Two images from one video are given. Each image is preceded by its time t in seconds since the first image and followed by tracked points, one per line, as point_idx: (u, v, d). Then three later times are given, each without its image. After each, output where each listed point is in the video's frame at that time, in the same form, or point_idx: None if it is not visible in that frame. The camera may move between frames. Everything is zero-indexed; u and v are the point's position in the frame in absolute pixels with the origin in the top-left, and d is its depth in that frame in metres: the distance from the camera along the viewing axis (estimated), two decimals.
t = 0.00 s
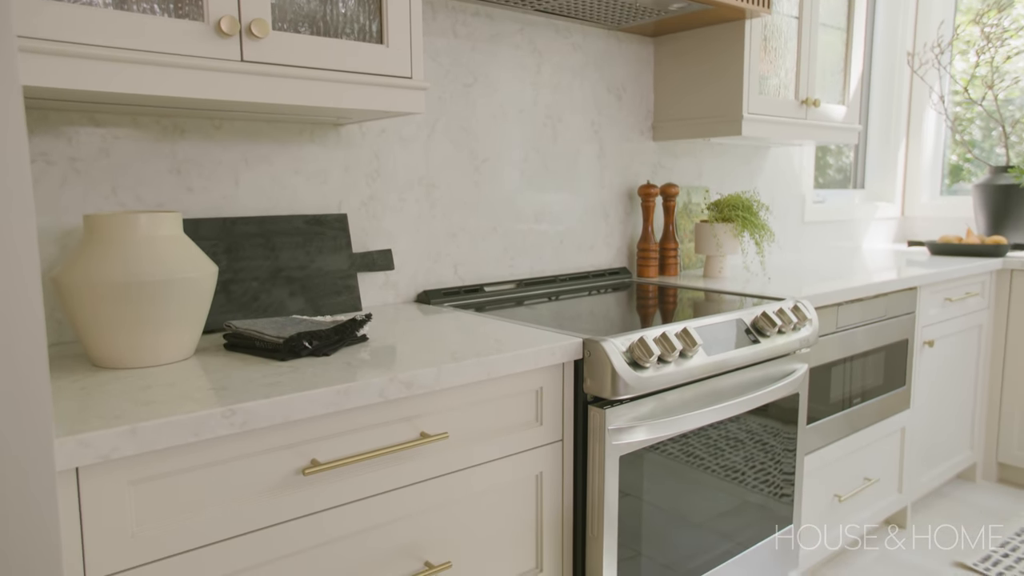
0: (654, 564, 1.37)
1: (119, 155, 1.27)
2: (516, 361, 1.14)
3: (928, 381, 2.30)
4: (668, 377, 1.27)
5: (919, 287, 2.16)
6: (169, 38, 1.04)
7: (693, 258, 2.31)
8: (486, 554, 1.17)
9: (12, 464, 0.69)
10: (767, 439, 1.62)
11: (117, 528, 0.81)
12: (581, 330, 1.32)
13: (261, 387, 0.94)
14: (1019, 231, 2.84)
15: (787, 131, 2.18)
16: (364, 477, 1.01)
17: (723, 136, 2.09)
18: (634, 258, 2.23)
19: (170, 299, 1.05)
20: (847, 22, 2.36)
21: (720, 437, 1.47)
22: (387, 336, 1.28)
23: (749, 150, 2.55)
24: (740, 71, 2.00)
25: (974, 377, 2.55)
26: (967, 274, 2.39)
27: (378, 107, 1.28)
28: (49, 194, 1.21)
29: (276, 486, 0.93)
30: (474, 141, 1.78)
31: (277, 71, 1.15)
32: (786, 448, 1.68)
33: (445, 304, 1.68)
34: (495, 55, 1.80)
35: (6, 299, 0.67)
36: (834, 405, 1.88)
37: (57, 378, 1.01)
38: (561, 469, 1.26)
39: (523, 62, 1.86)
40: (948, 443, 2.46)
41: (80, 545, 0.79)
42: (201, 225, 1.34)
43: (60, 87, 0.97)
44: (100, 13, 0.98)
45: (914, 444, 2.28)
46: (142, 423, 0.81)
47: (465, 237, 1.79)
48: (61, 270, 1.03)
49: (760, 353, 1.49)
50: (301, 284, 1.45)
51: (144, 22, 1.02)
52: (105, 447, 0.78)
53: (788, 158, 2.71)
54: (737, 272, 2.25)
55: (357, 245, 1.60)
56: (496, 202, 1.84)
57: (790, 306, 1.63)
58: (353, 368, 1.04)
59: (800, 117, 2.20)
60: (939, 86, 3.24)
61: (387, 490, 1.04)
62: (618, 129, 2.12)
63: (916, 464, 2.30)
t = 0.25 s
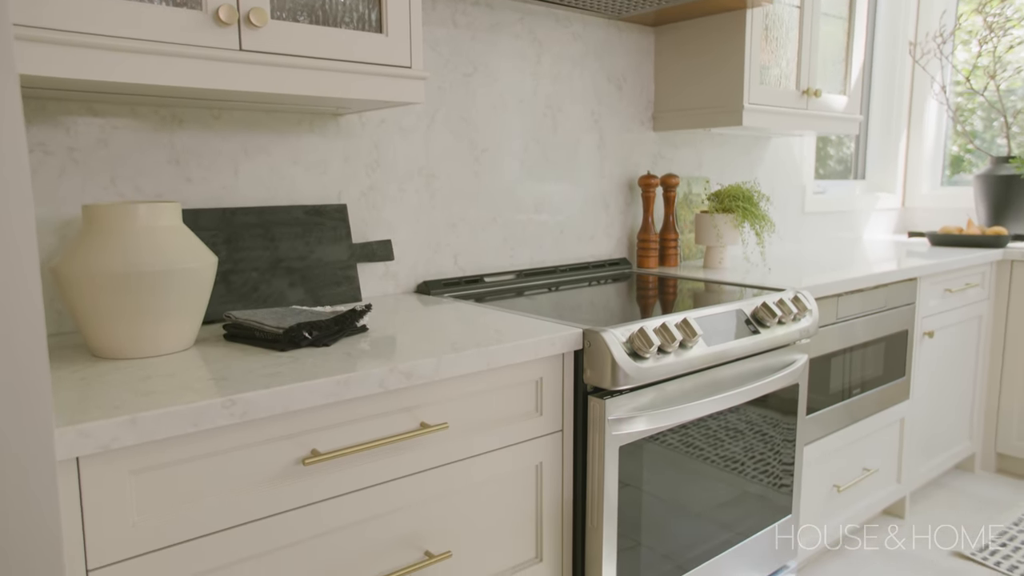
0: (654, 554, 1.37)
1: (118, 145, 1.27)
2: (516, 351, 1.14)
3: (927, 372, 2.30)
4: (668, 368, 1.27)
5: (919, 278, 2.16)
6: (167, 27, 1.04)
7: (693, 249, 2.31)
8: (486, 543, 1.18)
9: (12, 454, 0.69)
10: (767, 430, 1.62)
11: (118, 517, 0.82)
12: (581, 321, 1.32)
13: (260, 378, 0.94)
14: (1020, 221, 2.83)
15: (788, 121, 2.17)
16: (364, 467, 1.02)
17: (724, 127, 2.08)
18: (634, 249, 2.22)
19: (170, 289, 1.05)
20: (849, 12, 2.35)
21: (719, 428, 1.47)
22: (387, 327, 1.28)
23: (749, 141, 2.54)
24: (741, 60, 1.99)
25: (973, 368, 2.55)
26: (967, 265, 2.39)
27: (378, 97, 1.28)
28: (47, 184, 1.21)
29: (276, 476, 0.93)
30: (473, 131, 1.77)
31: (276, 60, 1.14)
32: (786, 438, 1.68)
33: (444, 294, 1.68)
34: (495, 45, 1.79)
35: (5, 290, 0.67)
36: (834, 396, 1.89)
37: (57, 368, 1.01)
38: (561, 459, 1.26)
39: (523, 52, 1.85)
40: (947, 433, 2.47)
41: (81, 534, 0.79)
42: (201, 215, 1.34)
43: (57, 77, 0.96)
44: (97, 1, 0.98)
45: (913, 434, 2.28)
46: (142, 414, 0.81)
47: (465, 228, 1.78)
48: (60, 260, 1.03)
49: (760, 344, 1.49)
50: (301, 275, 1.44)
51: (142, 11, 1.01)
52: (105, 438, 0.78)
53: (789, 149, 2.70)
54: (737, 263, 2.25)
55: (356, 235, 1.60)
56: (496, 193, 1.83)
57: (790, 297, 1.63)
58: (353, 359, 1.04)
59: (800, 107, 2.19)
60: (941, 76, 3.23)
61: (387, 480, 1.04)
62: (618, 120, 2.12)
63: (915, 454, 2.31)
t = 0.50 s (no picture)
0: (654, 544, 1.38)
1: (116, 135, 1.26)
2: (516, 342, 1.14)
3: (927, 363, 2.30)
4: (668, 359, 1.27)
5: (919, 268, 2.16)
6: (165, 16, 1.03)
7: (693, 239, 2.31)
8: (486, 533, 1.18)
9: (13, 444, 0.69)
10: (766, 420, 1.62)
11: (118, 507, 0.82)
12: (581, 312, 1.32)
13: (260, 368, 0.94)
14: (1020, 212, 2.83)
15: (789, 111, 2.16)
16: (364, 457, 1.02)
17: (724, 117, 2.07)
18: (634, 239, 2.22)
19: (169, 280, 1.05)
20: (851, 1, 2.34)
21: (719, 418, 1.48)
22: (387, 317, 1.28)
23: (750, 131, 2.53)
24: (742, 50, 1.98)
25: (973, 359, 2.55)
26: (968, 256, 2.38)
27: (377, 87, 1.27)
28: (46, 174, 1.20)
29: (277, 466, 0.94)
30: (473, 122, 1.76)
31: (274, 50, 1.14)
32: (785, 429, 1.68)
33: (444, 285, 1.67)
34: (495, 35, 1.78)
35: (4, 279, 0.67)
36: (833, 386, 1.89)
37: (56, 358, 1.01)
38: (560, 449, 1.26)
39: (523, 42, 1.84)
40: (946, 424, 2.47)
41: (82, 524, 0.80)
42: (200, 206, 1.33)
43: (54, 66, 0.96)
44: None
45: (912, 425, 2.29)
46: (142, 404, 0.81)
47: (465, 218, 1.78)
48: (59, 251, 1.02)
49: (760, 335, 1.48)
50: (301, 266, 1.44)
51: None
52: (105, 428, 0.78)
53: (790, 139, 2.69)
54: (737, 253, 2.25)
55: (356, 226, 1.60)
56: (495, 183, 1.83)
57: (791, 288, 1.63)
58: (353, 349, 1.04)
59: (801, 97, 2.19)
60: (943, 66, 3.21)
61: (388, 470, 1.04)
62: (618, 110, 2.11)
63: (914, 444, 2.31)
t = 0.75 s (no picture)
0: (654, 533, 1.38)
1: (115, 125, 1.26)
2: (516, 332, 1.14)
3: (927, 353, 2.30)
4: (668, 349, 1.27)
5: (919, 259, 2.16)
6: (162, 4, 1.02)
7: (693, 230, 2.30)
8: (487, 522, 1.19)
9: (13, 432, 0.69)
10: (766, 410, 1.62)
11: (119, 496, 0.82)
12: (581, 302, 1.32)
13: (260, 358, 0.94)
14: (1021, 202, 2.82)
15: (790, 101, 2.15)
16: (365, 447, 1.02)
17: (725, 107, 2.06)
18: (634, 230, 2.22)
19: (169, 270, 1.05)
20: None
21: (719, 408, 1.48)
22: (387, 308, 1.28)
23: (751, 121, 2.53)
24: (743, 39, 1.97)
25: (972, 349, 2.56)
26: (968, 247, 2.38)
27: (376, 76, 1.26)
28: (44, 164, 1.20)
29: (277, 456, 0.94)
30: (473, 111, 1.76)
31: (273, 38, 1.13)
32: (785, 419, 1.69)
33: (444, 275, 1.67)
34: (495, 24, 1.77)
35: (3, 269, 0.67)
36: (833, 377, 1.89)
37: (56, 348, 1.01)
38: (560, 439, 1.26)
39: (523, 31, 1.83)
40: (945, 414, 2.48)
41: (83, 513, 0.80)
42: (199, 196, 1.33)
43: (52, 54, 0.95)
44: None
45: (911, 415, 2.29)
46: (142, 393, 0.81)
47: (465, 209, 1.77)
48: (58, 241, 1.02)
49: (760, 325, 1.48)
50: (300, 256, 1.44)
51: None
52: (105, 417, 0.78)
53: (791, 129, 2.68)
54: (737, 243, 2.24)
55: (356, 216, 1.59)
56: (495, 173, 1.82)
57: (791, 278, 1.62)
58: (353, 339, 1.04)
59: (803, 87, 2.18)
60: (945, 55, 3.20)
61: (388, 460, 1.05)
62: (619, 100, 2.10)
63: (913, 435, 2.32)
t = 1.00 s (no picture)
0: (653, 522, 1.39)
1: (113, 114, 1.25)
2: (516, 321, 1.14)
3: (926, 342, 2.31)
4: (668, 338, 1.27)
5: (920, 249, 2.16)
6: None
7: (693, 220, 2.30)
8: (486, 511, 1.19)
9: (12, 420, 0.69)
10: (765, 400, 1.63)
11: (120, 485, 0.82)
12: (581, 292, 1.32)
13: (260, 347, 0.94)
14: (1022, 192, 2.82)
15: (791, 90, 2.14)
16: (364, 437, 1.02)
17: (726, 96, 2.05)
18: (634, 219, 2.21)
19: (168, 259, 1.04)
20: None
21: (718, 398, 1.48)
22: (387, 297, 1.28)
23: (751, 111, 2.52)
24: (745, 28, 1.96)
25: (972, 339, 2.56)
26: (969, 237, 2.38)
27: (376, 65, 1.26)
28: (42, 153, 1.19)
29: (277, 445, 0.94)
30: (473, 101, 1.75)
31: (272, 26, 1.12)
32: (784, 409, 1.69)
33: (444, 265, 1.67)
34: (494, 12, 1.76)
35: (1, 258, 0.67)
36: (832, 366, 1.89)
37: (56, 338, 1.01)
38: (560, 429, 1.26)
39: (522, 19, 1.82)
40: (944, 404, 2.48)
41: (84, 502, 0.80)
42: (198, 185, 1.32)
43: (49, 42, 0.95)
44: None
45: (910, 405, 2.29)
46: (142, 382, 0.81)
47: (465, 198, 1.77)
48: (56, 229, 1.02)
49: (760, 315, 1.48)
50: (300, 245, 1.44)
51: None
52: (106, 406, 0.78)
53: (791, 119, 2.67)
54: (737, 233, 2.24)
55: (355, 206, 1.59)
56: (495, 163, 1.82)
57: (791, 268, 1.62)
58: (352, 329, 1.04)
59: (804, 76, 2.17)
60: (947, 45, 3.18)
61: (388, 449, 1.05)
62: (619, 89, 2.09)
63: (911, 424, 2.32)
